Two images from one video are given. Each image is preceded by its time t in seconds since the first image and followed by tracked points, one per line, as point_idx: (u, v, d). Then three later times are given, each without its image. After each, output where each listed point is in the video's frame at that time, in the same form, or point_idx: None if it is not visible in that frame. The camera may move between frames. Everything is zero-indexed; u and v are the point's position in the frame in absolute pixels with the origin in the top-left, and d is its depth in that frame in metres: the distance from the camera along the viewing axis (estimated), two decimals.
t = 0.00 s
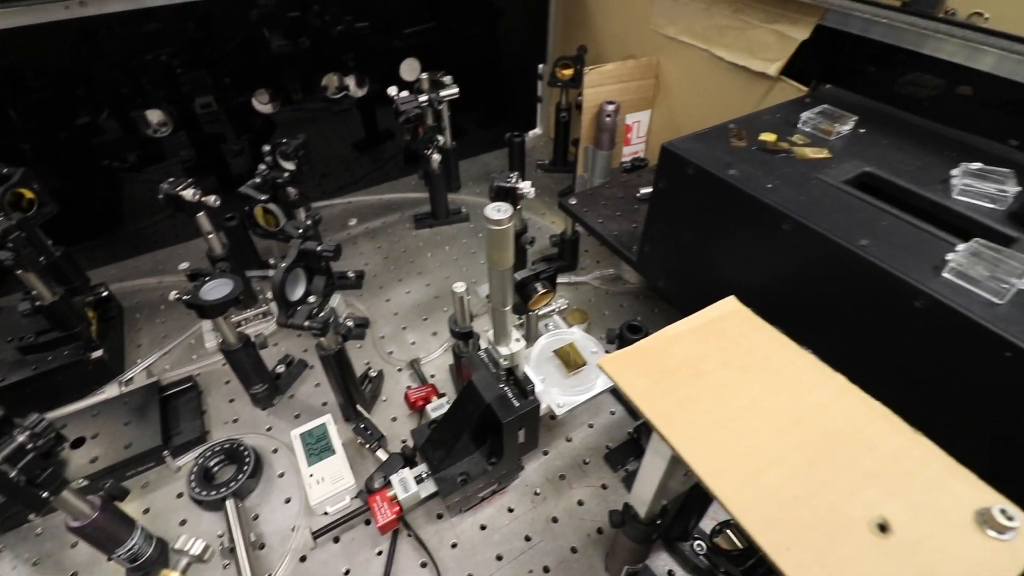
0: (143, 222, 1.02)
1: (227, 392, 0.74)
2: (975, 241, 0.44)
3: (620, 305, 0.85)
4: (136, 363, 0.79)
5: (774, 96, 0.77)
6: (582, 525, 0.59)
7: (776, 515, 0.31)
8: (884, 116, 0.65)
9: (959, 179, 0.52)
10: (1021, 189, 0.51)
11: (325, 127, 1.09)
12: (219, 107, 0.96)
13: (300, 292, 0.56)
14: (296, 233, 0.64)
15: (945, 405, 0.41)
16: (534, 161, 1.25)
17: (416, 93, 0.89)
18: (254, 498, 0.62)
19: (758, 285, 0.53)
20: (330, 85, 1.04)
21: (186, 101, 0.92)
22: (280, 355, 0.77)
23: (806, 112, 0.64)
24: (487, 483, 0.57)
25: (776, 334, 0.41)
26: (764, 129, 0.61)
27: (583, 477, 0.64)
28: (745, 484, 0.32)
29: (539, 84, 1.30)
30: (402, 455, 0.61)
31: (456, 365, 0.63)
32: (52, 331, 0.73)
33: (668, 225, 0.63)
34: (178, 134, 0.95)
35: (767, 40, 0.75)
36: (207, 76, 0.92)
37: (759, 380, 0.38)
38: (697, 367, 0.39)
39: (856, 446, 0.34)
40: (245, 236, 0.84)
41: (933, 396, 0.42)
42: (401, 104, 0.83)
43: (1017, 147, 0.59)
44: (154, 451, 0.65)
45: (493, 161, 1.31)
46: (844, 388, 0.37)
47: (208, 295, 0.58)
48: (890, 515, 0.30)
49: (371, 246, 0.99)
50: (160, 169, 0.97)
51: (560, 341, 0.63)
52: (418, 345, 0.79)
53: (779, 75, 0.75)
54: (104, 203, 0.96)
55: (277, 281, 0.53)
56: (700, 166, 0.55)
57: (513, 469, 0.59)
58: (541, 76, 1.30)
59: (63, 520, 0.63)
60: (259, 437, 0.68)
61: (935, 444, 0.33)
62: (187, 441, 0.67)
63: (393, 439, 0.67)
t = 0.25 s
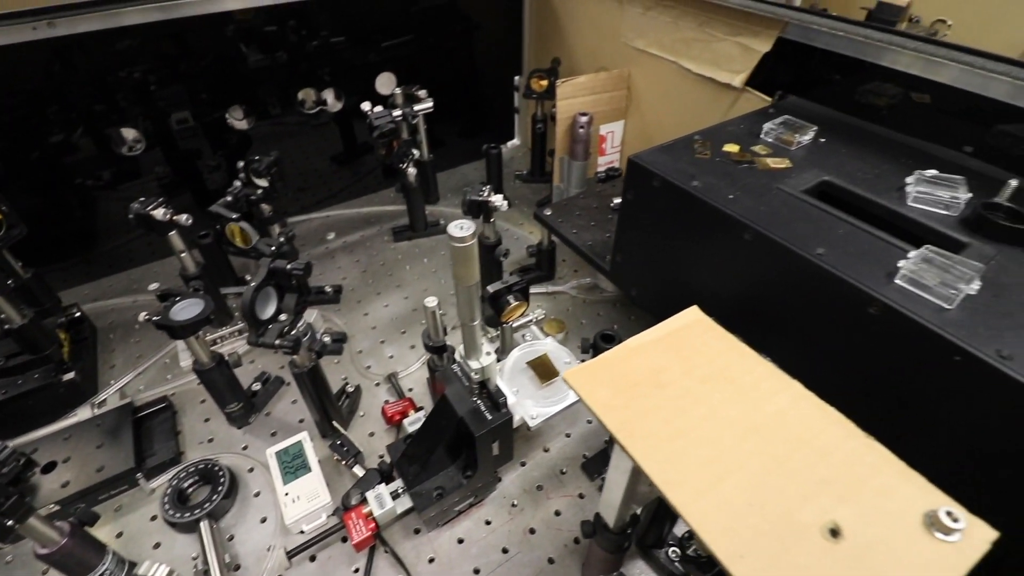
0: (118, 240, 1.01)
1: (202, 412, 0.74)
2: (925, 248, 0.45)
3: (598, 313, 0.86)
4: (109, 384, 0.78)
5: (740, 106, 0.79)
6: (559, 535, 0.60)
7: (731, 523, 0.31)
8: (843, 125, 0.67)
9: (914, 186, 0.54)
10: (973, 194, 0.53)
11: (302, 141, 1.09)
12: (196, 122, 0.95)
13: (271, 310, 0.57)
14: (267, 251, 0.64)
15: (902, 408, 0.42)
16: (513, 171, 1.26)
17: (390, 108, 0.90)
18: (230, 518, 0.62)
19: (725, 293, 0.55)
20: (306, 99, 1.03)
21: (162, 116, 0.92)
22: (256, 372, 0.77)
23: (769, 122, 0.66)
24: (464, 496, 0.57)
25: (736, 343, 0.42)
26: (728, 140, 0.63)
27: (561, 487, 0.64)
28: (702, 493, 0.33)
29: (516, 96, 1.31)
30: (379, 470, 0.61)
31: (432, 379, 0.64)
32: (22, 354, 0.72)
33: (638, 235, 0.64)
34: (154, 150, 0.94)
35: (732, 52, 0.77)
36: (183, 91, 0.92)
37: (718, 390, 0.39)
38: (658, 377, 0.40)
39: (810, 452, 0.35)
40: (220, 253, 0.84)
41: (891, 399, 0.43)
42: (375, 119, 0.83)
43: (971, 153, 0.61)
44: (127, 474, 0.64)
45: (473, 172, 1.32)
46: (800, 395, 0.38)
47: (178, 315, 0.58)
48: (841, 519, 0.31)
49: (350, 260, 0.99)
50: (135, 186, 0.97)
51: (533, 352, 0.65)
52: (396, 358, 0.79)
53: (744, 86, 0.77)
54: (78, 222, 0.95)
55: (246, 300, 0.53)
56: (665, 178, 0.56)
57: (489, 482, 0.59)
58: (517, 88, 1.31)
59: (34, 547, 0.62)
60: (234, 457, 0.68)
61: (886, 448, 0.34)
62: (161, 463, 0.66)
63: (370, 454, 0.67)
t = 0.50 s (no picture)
0: (93, 262, 1.00)
1: (177, 436, 0.74)
2: (878, 260, 0.46)
3: (576, 325, 0.87)
4: (82, 410, 0.77)
5: (707, 121, 0.81)
6: (536, 551, 0.60)
7: (686, 538, 0.32)
8: (805, 140, 0.69)
9: (869, 199, 0.55)
10: (925, 206, 0.54)
11: (280, 160, 1.10)
12: (173, 139, 0.96)
13: (242, 333, 0.57)
14: (240, 274, 0.65)
15: (861, 417, 0.43)
16: (492, 185, 1.27)
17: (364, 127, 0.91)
18: (204, 544, 0.61)
19: (691, 305, 0.56)
20: (284, 119, 1.04)
21: (138, 135, 0.92)
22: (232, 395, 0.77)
23: (732, 138, 0.67)
24: (439, 515, 0.57)
25: (696, 358, 0.43)
26: (692, 156, 0.65)
27: (538, 502, 0.64)
28: (659, 509, 0.33)
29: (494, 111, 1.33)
30: (355, 491, 0.61)
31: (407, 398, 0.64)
32: None
33: (608, 250, 0.65)
34: (129, 170, 0.94)
35: (698, 69, 0.79)
36: (159, 111, 0.92)
37: (679, 405, 0.40)
38: (621, 394, 0.41)
39: (765, 465, 0.35)
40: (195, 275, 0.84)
41: (850, 408, 0.44)
42: (349, 138, 0.85)
43: (926, 164, 0.63)
44: (98, 502, 0.63)
45: (452, 186, 1.33)
46: (756, 408, 0.39)
47: (149, 340, 0.59)
48: (794, 531, 0.32)
49: (328, 278, 0.99)
50: (111, 207, 0.96)
51: (507, 369, 0.65)
52: (374, 377, 0.79)
53: (710, 102, 0.79)
54: (51, 244, 0.94)
55: (216, 323, 0.54)
56: (630, 195, 0.58)
57: (464, 499, 0.59)
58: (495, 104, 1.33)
59: None
60: (209, 481, 0.67)
61: (838, 459, 0.35)
62: (134, 489, 0.66)
63: (347, 475, 0.67)
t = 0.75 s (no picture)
0: (69, 283, 0.99)
1: (153, 460, 0.73)
2: (837, 275, 0.48)
3: (555, 339, 0.87)
4: (55, 435, 0.76)
5: (679, 137, 0.83)
6: (515, 567, 0.60)
7: (649, 555, 0.33)
8: (771, 156, 0.71)
9: (831, 213, 0.57)
10: (884, 220, 0.56)
11: (260, 177, 1.10)
12: (152, 156, 0.95)
13: (215, 356, 0.57)
14: (215, 294, 0.65)
15: (824, 428, 0.45)
16: (473, 200, 1.28)
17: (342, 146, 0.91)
18: (179, 569, 0.61)
19: (663, 320, 0.57)
20: (264, 138, 1.06)
21: (116, 153, 0.92)
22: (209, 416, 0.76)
23: (700, 155, 0.69)
24: (417, 534, 0.57)
25: (664, 374, 0.44)
26: (662, 173, 0.66)
27: (516, 518, 0.64)
28: (624, 526, 0.34)
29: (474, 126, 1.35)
30: (332, 511, 0.61)
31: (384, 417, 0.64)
32: None
33: (582, 266, 0.67)
34: (106, 189, 0.94)
35: (668, 87, 0.81)
36: (137, 129, 0.92)
37: (645, 421, 0.40)
38: (589, 411, 0.41)
39: (728, 479, 0.36)
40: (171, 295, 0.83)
41: (813, 420, 0.45)
42: (326, 157, 0.86)
43: (887, 179, 0.65)
44: (71, 528, 0.62)
45: (433, 201, 1.33)
46: (721, 423, 0.40)
47: (121, 364, 0.59)
48: (754, 545, 0.33)
49: (308, 295, 0.98)
50: (87, 226, 0.95)
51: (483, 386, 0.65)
52: (353, 395, 0.79)
53: (681, 119, 0.81)
54: (26, 265, 0.93)
55: (189, 346, 0.54)
56: (601, 213, 0.59)
57: (442, 517, 0.59)
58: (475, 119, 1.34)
59: None
60: (184, 505, 0.67)
61: (798, 472, 0.36)
62: (107, 515, 0.65)
63: (325, 495, 0.66)
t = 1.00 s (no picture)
0: (48, 303, 0.98)
1: (132, 481, 0.72)
2: (801, 286, 0.49)
3: (537, 349, 0.87)
4: (32, 458, 0.75)
5: (655, 149, 0.85)
6: None
7: (616, 568, 0.33)
8: (742, 168, 0.72)
9: (797, 224, 0.59)
10: (848, 230, 0.58)
11: (242, 192, 1.10)
12: (133, 172, 0.95)
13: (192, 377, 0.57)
14: (193, 313, 0.65)
15: (793, 436, 0.45)
16: (456, 212, 1.29)
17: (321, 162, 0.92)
18: None
19: (638, 331, 0.58)
20: (247, 152, 1.06)
21: (97, 171, 0.91)
22: (190, 436, 0.76)
23: (673, 167, 0.70)
24: (398, 551, 0.57)
25: (635, 386, 0.45)
26: (635, 186, 0.67)
27: (498, 531, 0.64)
28: (592, 540, 0.35)
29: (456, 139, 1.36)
30: (314, 530, 0.61)
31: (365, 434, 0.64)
32: None
33: (560, 279, 0.68)
34: (85, 208, 0.93)
35: (643, 101, 0.82)
36: (118, 146, 0.91)
37: (615, 434, 0.41)
38: (561, 425, 0.42)
39: (694, 491, 0.37)
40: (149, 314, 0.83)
41: (783, 428, 0.46)
42: (306, 174, 0.86)
43: (854, 188, 0.66)
44: (47, 554, 0.61)
45: (417, 214, 1.34)
46: (689, 434, 0.41)
47: (96, 386, 0.59)
48: (718, 556, 0.34)
49: (290, 310, 0.98)
50: (67, 245, 0.95)
51: (462, 401, 0.66)
52: (335, 411, 0.79)
53: (656, 131, 0.83)
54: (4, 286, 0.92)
55: (166, 368, 0.54)
56: (575, 227, 0.60)
57: (423, 533, 0.59)
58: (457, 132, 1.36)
59: None
60: (164, 526, 0.66)
61: (764, 481, 0.37)
62: (85, 539, 0.64)
63: (307, 513, 0.66)
